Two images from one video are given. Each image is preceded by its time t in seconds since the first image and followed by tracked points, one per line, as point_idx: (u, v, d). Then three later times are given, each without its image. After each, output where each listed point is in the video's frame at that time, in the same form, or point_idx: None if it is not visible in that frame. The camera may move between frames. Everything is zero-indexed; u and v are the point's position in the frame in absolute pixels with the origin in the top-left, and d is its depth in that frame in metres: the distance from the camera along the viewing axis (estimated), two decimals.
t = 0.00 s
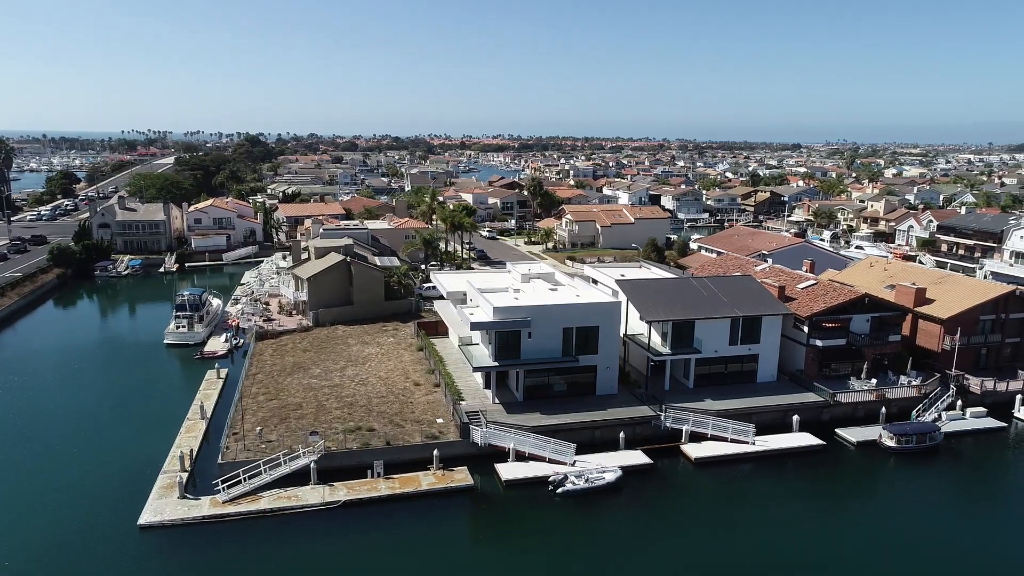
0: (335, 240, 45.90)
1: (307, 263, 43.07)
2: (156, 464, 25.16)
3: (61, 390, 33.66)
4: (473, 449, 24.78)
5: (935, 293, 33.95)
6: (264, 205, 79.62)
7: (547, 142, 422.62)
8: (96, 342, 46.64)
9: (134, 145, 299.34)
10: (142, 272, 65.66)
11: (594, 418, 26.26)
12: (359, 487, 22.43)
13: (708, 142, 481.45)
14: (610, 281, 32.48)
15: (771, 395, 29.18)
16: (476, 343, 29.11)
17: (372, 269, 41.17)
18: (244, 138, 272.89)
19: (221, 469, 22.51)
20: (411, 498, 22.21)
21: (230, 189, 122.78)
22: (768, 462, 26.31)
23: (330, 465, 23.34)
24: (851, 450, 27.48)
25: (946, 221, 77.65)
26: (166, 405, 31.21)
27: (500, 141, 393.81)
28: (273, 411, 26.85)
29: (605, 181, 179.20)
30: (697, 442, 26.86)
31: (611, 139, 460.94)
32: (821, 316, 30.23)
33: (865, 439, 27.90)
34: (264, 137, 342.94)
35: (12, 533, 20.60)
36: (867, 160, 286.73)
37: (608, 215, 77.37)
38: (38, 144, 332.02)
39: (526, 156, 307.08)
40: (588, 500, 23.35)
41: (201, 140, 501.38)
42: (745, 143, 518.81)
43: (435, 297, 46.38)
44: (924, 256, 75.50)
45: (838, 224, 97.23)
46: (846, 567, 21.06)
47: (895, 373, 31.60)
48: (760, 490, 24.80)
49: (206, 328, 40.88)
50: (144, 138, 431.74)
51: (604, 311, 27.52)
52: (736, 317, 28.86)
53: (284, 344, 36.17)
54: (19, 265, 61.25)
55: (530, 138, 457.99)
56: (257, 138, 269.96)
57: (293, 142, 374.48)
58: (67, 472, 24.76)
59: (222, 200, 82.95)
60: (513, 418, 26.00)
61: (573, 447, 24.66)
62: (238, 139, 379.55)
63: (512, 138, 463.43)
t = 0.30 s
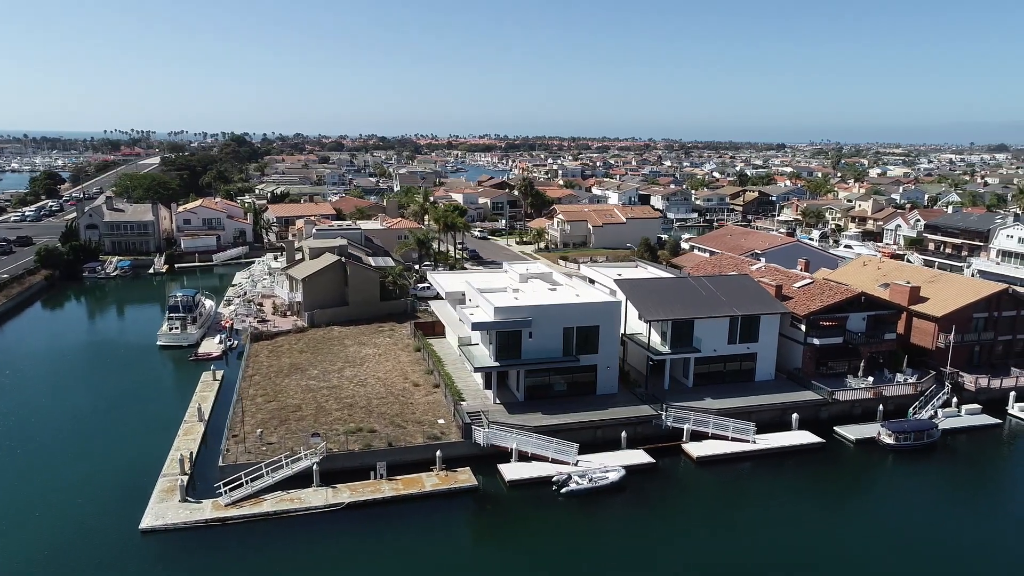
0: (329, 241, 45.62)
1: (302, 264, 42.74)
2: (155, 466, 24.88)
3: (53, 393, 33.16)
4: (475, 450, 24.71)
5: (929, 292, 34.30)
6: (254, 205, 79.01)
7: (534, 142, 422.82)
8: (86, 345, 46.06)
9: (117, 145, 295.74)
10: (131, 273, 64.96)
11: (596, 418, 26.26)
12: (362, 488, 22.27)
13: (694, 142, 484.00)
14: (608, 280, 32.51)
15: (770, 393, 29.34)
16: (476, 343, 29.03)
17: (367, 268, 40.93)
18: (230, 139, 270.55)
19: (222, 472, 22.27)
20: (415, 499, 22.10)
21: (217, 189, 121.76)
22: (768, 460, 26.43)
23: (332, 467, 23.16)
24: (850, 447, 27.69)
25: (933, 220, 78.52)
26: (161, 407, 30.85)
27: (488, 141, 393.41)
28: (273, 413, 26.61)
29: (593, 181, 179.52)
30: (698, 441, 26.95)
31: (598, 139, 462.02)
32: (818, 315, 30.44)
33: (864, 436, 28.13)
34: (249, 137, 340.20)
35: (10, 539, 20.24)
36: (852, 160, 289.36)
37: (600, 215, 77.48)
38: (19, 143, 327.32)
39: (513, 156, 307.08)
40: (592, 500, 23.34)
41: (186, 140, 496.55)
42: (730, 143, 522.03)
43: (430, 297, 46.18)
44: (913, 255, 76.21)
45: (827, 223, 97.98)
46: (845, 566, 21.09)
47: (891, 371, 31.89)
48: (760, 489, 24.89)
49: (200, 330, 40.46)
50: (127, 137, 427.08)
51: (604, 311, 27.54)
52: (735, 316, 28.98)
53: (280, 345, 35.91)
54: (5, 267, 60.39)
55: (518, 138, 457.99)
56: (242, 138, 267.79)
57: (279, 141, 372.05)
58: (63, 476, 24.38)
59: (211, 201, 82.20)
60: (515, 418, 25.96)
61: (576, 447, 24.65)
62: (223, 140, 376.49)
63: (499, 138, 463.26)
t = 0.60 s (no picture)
0: (326, 241, 45.35)
1: (298, 264, 42.45)
2: (155, 469, 24.62)
3: (48, 395, 32.77)
4: (480, 450, 24.65)
5: (926, 290, 34.57)
6: (246, 205, 78.48)
7: (524, 142, 422.91)
8: (79, 346, 45.57)
9: (103, 144, 292.50)
10: (123, 274, 64.36)
11: (600, 417, 26.26)
12: (368, 490, 22.15)
13: (683, 142, 485.98)
14: (609, 280, 32.52)
15: (771, 392, 29.45)
16: (478, 343, 28.96)
17: (365, 268, 40.71)
18: (217, 138, 268.42)
19: (226, 475, 22.08)
20: (421, 500, 22.01)
21: (207, 189, 120.75)
22: (771, 459, 26.54)
23: (337, 469, 23.02)
24: (851, 445, 27.88)
25: (923, 220, 79.24)
26: (159, 409, 30.54)
27: (477, 142, 392.50)
28: (275, 415, 26.42)
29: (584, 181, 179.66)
30: (701, 440, 27.02)
31: (587, 138, 462.94)
32: (818, 314, 30.59)
33: (865, 434, 28.31)
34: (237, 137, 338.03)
35: (11, 544, 19.99)
36: (840, 160, 291.46)
37: (594, 215, 77.57)
38: (3, 143, 323.47)
39: (504, 155, 306.86)
40: (597, 499, 23.34)
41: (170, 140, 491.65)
42: (719, 143, 524.61)
43: (427, 298, 46.04)
44: (904, 253, 76.78)
45: (818, 223, 98.61)
46: (843, 565, 21.13)
47: (890, 369, 32.13)
48: (760, 487, 24.98)
49: (196, 331, 40.10)
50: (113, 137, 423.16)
51: (607, 311, 27.54)
52: (736, 315, 29.07)
53: (278, 346, 35.70)
54: None
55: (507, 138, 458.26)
56: (230, 138, 265.75)
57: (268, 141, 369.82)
58: (61, 479, 24.09)
59: (202, 201, 81.54)
60: (519, 418, 25.91)
61: (581, 447, 24.65)
62: (210, 139, 373.12)
63: (488, 138, 462.35)
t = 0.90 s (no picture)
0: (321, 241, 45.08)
1: (294, 265, 42.16)
2: (156, 472, 24.33)
3: (41, 397, 32.31)
4: (484, 451, 24.59)
5: (922, 289, 34.82)
6: (238, 205, 77.95)
7: (513, 142, 422.91)
8: (71, 348, 45.05)
9: (89, 144, 289.52)
10: (114, 275, 63.74)
11: (603, 417, 26.25)
12: (373, 491, 22.02)
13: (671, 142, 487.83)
14: (609, 279, 32.53)
15: (772, 391, 29.57)
16: (480, 344, 28.90)
17: (362, 269, 40.51)
18: (205, 138, 266.33)
19: (230, 478, 21.87)
20: (426, 501, 21.91)
21: (196, 189, 119.79)
22: (772, 458, 26.66)
23: (341, 471, 22.87)
24: (852, 443, 28.05)
25: (913, 219, 79.98)
26: (156, 411, 30.21)
27: (462, 143, 390.63)
28: (276, 416, 26.22)
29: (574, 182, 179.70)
30: (704, 439, 27.07)
31: (575, 138, 463.58)
32: (818, 313, 30.75)
33: (865, 432, 28.51)
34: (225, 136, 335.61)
35: (12, 550, 19.65)
36: (828, 160, 293.58)
37: (587, 215, 77.65)
38: None
39: (494, 155, 306.66)
40: (603, 499, 23.33)
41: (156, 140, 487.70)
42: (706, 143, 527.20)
43: (424, 298, 45.88)
44: (894, 252, 77.39)
45: (808, 222, 99.28)
46: (843, 563, 21.15)
47: (887, 367, 32.36)
48: (761, 486, 25.06)
49: (191, 332, 39.73)
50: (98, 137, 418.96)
51: (609, 310, 27.53)
52: (737, 314, 29.18)
53: (276, 347, 35.46)
54: None
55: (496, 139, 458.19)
56: (218, 138, 263.87)
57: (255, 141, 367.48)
58: (59, 483, 23.70)
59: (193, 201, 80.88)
60: (523, 418, 25.86)
61: (585, 446, 24.62)
62: (197, 139, 370.06)
63: (477, 138, 461.61)
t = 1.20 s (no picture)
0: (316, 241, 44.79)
1: (289, 265, 41.83)
2: (155, 475, 24.03)
3: (34, 401, 31.81)
4: (489, 452, 24.52)
5: (917, 288, 35.13)
6: (228, 205, 77.30)
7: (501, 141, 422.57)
8: (63, 350, 44.47)
9: (74, 143, 286.44)
10: (104, 276, 63.03)
11: (607, 416, 26.25)
12: (378, 493, 21.89)
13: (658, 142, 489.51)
14: (608, 279, 32.53)
15: (773, 389, 29.71)
16: (481, 344, 28.83)
17: (358, 269, 40.27)
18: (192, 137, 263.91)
19: (233, 480, 21.65)
20: (432, 502, 21.82)
21: (184, 189, 118.61)
22: (774, 456, 26.79)
23: (345, 472, 22.73)
24: (852, 441, 28.24)
25: (903, 218, 80.77)
26: (153, 414, 29.83)
27: (451, 143, 389.76)
28: (277, 418, 26.01)
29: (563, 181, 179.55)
30: (706, 438, 27.15)
31: (564, 138, 464.22)
32: (816, 311, 30.94)
33: (865, 429, 28.72)
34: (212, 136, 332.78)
35: (13, 556, 19.31)
36: (815, 160, 295.56)
37: (580, 214, 77.65)
38: None
39: (483, 155, 306.27)
40: (608, 499, 23.33)
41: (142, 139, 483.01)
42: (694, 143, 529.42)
43: (420, 299, 45.68)
44: (884, 250, 77.96)
45: (798, 221, 99.85)
46: (844, 563, 21.17)
47: (885, 365, 32.62)
48: (764, 484, 25.16)
49: (186, 333, 39.32)
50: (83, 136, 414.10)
51: (611, 310, 27.54)
52: (737, 313, 29.28)
53: (273, 348, 35.17)
54: None
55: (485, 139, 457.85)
56: (205, 138, 261.58)
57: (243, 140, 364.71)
58: (57, 488, 23.33)
59: (183, 201, 80.15)
60: (526, 418, 25.80)
61: (590, 446, 24.61)
62: (183, 139, 366.93)
63: (466, 138, 460.38)
